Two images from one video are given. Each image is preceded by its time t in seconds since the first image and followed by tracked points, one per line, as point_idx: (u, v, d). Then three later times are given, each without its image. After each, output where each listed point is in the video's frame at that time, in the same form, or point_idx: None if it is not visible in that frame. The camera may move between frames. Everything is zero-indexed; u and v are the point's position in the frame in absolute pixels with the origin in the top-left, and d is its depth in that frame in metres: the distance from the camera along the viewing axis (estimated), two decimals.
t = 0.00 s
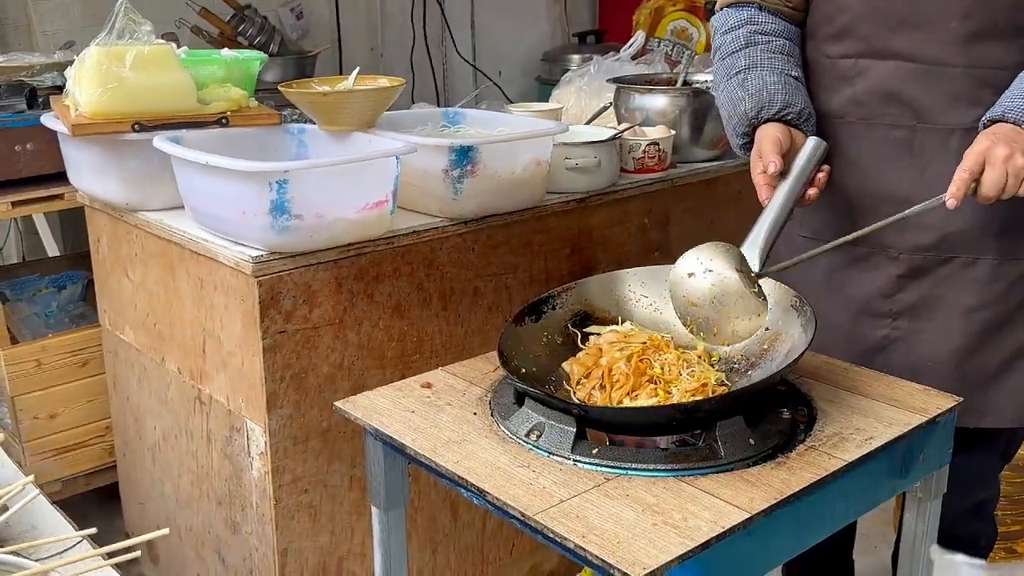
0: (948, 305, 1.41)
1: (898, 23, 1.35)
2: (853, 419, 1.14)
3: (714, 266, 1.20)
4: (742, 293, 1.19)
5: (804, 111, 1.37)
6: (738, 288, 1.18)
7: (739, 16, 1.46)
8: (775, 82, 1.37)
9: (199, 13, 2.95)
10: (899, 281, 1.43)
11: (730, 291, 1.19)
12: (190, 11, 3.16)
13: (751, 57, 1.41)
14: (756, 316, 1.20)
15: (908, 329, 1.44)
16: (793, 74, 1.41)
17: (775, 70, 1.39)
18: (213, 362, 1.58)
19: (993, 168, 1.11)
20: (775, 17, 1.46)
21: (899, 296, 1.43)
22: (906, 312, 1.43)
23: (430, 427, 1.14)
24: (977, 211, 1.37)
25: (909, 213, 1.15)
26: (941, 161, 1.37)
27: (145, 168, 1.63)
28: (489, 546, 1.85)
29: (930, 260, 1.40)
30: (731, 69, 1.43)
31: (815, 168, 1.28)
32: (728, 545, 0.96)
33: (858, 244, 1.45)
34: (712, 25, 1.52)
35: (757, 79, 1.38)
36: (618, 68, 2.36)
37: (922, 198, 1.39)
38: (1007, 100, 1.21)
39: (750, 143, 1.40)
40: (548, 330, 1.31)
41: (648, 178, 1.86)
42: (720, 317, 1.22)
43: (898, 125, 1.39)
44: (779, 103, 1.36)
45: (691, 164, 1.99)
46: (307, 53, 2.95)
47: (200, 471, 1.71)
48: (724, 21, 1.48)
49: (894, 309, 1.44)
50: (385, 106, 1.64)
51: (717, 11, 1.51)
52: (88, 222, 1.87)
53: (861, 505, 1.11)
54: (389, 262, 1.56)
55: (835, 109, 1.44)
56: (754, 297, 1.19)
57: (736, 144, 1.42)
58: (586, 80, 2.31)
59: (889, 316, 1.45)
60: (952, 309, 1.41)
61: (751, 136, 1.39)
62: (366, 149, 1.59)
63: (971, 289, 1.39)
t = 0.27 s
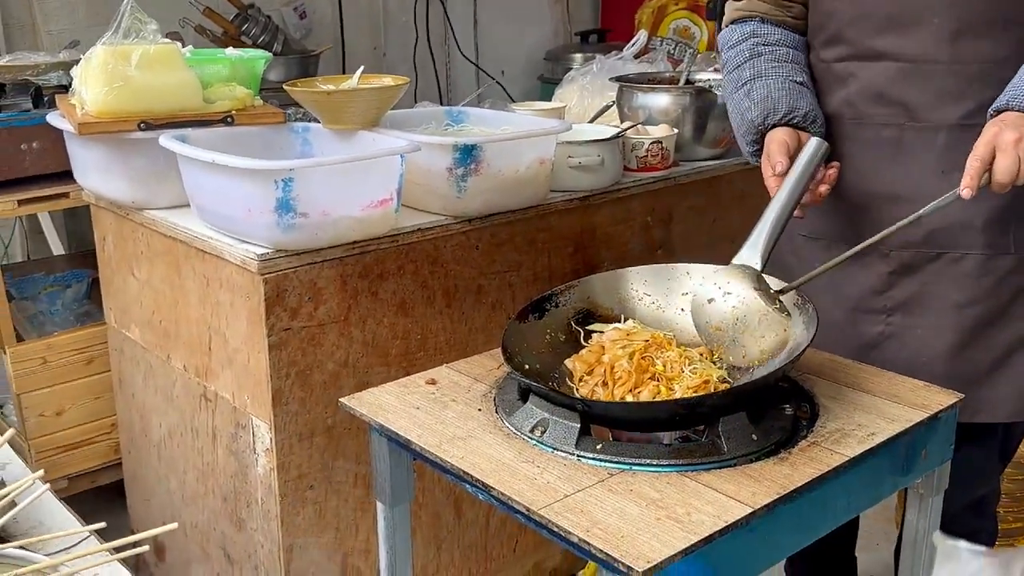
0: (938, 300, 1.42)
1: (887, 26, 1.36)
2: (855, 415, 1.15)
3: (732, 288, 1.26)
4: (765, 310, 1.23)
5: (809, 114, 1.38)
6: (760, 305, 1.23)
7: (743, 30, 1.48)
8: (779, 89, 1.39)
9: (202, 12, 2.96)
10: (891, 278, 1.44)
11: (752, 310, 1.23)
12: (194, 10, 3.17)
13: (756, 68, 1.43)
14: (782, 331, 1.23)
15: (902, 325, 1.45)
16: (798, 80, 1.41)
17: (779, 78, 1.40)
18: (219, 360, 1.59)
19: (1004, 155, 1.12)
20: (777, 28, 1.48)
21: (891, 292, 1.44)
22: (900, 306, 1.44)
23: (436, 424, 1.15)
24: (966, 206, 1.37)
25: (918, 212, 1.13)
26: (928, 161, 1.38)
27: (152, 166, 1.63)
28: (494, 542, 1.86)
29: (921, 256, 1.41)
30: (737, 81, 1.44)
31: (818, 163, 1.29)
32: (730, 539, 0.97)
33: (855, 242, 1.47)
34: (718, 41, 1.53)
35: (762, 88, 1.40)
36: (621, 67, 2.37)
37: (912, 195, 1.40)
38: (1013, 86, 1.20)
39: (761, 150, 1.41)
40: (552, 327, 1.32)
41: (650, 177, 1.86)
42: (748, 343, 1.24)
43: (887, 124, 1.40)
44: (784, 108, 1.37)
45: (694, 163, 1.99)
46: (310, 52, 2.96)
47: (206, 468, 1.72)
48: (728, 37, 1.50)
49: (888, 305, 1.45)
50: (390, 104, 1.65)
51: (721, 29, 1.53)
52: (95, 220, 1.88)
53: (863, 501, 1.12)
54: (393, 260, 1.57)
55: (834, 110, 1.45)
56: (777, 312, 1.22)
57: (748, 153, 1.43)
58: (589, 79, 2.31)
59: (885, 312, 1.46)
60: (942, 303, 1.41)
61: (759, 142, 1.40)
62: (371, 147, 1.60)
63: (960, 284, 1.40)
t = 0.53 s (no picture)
0: (953, 294, 1.42)
1: (889, 25, 1.37)
2: (854, 409, 1.16)
3: (713, 211, 1.18)
4: (745, 238, 1.16)
5: (796, 125, 1.38)
6: (740, 233, 1.16)
7: (736, 34, 1.48)
8: (767, 99, 1.40)
9: (204, 11, 2.97)
10: (902, 274, 1.44)
11: (730, 239, 1.16)
12: (196, 8, 3.18)
13: (746, 75, 1.44)
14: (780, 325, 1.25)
15: (915, 321, 1.45)
16: (787, 88, 1.42)
17: (768, 87, 1.42)
18: (221, 355, 1.60)
19: (1001, 118, 1.12)
20: (769, 32, 1.48)
21: (903, 289, 1.45)
22: (911, 303, 1.45)
23: (437, 417, 1.16)
24: (975, 199, 1.38)
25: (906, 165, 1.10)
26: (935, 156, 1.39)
27: (154, 163, 1.64)
28: (494, 538, 1.87)
29: (932, 252, 1.42)
30: (728, 87, 1.46)
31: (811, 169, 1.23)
32: (728, 531, 0.97)
33: (860, 240, 1.47)
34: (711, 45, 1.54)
35: (750, 98, 1.41)
36: (621, 65, 2.38)
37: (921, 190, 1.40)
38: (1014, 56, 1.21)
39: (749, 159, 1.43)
40: (551, 322, 1.33)
41: (651, 173, 1.87)
42: (727, 268, 1.18)
43: (891, 122, 1.40)
44: (771, 119, 1.38)
45: (694, 159, 2.00)
46: (312, 50, 2.98)
47: (208, 463, 1.72)
48: (722, 40, 1.51)
49: (900, 301, 1.46)
50: (392, 102, 1.65)
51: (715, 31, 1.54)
52: (97, 216, 1.89)
53: (861, 494, 1.12)
54: (395, 256, 1.58)
55: (833, 109, 1.46)
56: (757, 239, 1.16)
57: (736, 160, 1.45)
58: (589, 76, 2.32)
59: (895, 308, 1.46)
60: (955, 296, 1.42)
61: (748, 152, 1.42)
62: (372, 143, 1.61)
63: (970, 278, 1.41)
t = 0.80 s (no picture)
0: (967, 299, 1.43)
1: (897, 29, 1.37)
2: (851, 410, 1.16)
3: (729, 226, 1.18)
4: (761, 253, 1.16)
5: (795, 129, 1.39)
6: (756, 247, 1.16)
7: (733, 34, 1.49)
8: (766, 101, 1.40)
9: (206, 12, 2.97)
10: (915, 279, 1.44)
11: (745, 253, 1.16)
12: (196, 10, 3.20)
13: (744, 76, 1.44)
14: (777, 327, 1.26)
15: (930, 325, 1.46)
16: (785, 92, 1.43)
17: (766, 89, 1.42)
18: (220, 356, 1.61)
19: (1011, 127, 1.12)
20: (766, 33, 1.49)
21: (917, 294, 1.45)
22: (927, 307, 1.45)
23: (435, 418, 1.17)
24: (988, 203, 1.39)
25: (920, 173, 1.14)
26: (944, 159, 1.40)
27: (154, 165, 1.65)
28: (493, 538, 1.88)
29: (945, 256, 1.42)
30: (725, 88, 1.46)
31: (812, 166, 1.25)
32: (725, 533, 0.98)
33: (867, 246, 1.47)
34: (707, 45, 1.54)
35: (748, 99, 1.41)
36: (620, 66, 2.38)
37: (933, 193, 1.41)
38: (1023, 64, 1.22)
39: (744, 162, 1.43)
40: (550, 324, 1.33)
41: (650, 175, 1.88)
42: (743, 283, 1.18)
43: (901, 126, 1.41)
44: (769, 122, 1.38)
45: (694, 161, 2.00)
46: (312, 51, 2.98)
47: (208, 463, 1.73)
48: (719, 40, 1.51)
49: (915, 307, 1.46)
50: (392, 103, 1.66)
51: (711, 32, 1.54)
52: (97, 217, 1.89)
53: (858, 495, 1.13)
54: (394, 258, 1.59)
55: (835, 112, 1.46)
56: (773, 255, 1.16)
57: (732, 163, 1.46)
58: (590, 78, 2.33)
59: (910, 313, 1.46)
60: (970, 300, 1.43)
61: (744, 155, 1.43)
62: (371, 145, 1.62)
63: (986, 281, 1.41)
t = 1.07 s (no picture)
0: (965, 304, 1.43)
1: (900, 33, 1.38)
2: (849, 412, 1.17)
3: (728, 241, 1.18)
4: (761, 268, 1.16)
5: (797, 134, 1.39)
6: (756, 262, 1.16)
7: (736, 38, 1.50)
8: (768, 106, 1.41)
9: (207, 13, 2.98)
10: (915, 283, 1.45)
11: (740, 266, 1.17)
12: (198, 11, 3.20)
13: (747, 81, 1.45)
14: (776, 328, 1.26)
15: (928, 329, 1.46)
16: (787, 96, 1.43)
17: (768, 94, 1.43)
18: (221, 357, 1.61)
19: (1011, 135, 1.13)
20: (769, 37, 1.49)
21: (915, 298, 1.45)
22: (925, 312, 1.45)
23: (434, 419, 1.17)
24: (988, 208, 1.39)
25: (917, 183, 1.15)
26: (944, 163, 1.40)
27: (154, 166, 1.65)
28: (492, 540, 1.88)
29: (944, 261, 1.43)
30: (728, 93, 1.47)
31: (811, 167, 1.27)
32: (723, 535, 0.98)
33: (866, 250, 1.48)
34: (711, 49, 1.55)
35: (751, 105, 1.42)
36: (621, 68, 2.39)
37: (934, 197, 1.41)
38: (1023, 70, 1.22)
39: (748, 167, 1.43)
40: (549, 325, 1.33)
41: (650, 177, 1.88)
42: (741, 297, 1.18)
43: (902, 130, 1.41)
44: (771, 128, 1.39)
45: (693, 163, 2.01)
46: (313, 53, 2.98)
47: (208, 464, 1.73)
48: (722, 44, 1.52)
49: (913, 311, 1.46)
50: (392, 105, 1.66)
51: (714, 35, 1.55)
52: (98, 218, 1.90)
53: (857, 496, 1.13)
54: (394, 259, 1.59)
55: (835, 115, 1.46)
56: (772, 270, 1.16)
57: (736, 169, 1.46)
58: (590, 79, 2.33)
59: (909, 317, 1.47)
60: (969, 305, 1.43)
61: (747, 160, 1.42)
62: (372, 146, 1.62)
63: (985, 286, 1.42)
